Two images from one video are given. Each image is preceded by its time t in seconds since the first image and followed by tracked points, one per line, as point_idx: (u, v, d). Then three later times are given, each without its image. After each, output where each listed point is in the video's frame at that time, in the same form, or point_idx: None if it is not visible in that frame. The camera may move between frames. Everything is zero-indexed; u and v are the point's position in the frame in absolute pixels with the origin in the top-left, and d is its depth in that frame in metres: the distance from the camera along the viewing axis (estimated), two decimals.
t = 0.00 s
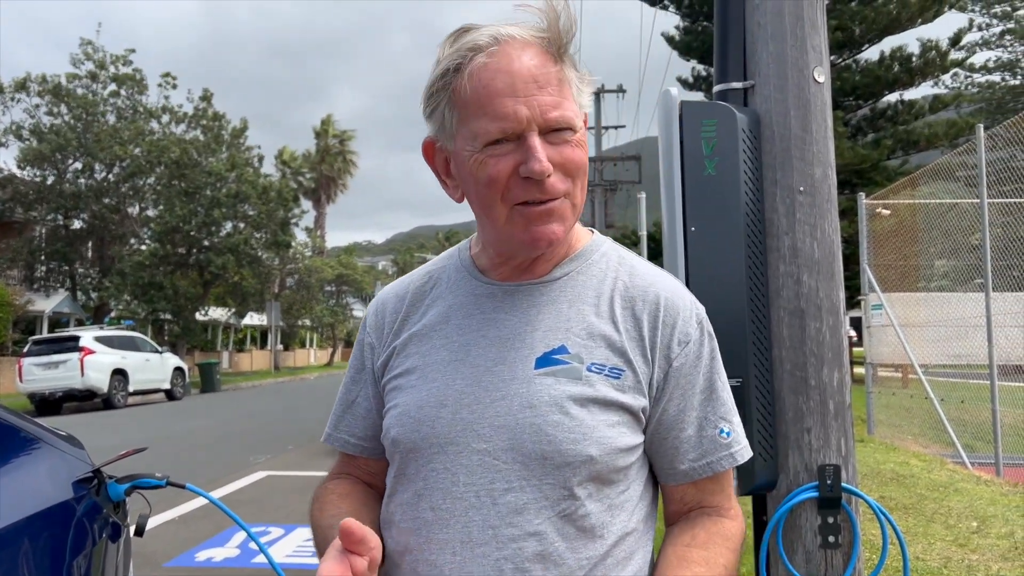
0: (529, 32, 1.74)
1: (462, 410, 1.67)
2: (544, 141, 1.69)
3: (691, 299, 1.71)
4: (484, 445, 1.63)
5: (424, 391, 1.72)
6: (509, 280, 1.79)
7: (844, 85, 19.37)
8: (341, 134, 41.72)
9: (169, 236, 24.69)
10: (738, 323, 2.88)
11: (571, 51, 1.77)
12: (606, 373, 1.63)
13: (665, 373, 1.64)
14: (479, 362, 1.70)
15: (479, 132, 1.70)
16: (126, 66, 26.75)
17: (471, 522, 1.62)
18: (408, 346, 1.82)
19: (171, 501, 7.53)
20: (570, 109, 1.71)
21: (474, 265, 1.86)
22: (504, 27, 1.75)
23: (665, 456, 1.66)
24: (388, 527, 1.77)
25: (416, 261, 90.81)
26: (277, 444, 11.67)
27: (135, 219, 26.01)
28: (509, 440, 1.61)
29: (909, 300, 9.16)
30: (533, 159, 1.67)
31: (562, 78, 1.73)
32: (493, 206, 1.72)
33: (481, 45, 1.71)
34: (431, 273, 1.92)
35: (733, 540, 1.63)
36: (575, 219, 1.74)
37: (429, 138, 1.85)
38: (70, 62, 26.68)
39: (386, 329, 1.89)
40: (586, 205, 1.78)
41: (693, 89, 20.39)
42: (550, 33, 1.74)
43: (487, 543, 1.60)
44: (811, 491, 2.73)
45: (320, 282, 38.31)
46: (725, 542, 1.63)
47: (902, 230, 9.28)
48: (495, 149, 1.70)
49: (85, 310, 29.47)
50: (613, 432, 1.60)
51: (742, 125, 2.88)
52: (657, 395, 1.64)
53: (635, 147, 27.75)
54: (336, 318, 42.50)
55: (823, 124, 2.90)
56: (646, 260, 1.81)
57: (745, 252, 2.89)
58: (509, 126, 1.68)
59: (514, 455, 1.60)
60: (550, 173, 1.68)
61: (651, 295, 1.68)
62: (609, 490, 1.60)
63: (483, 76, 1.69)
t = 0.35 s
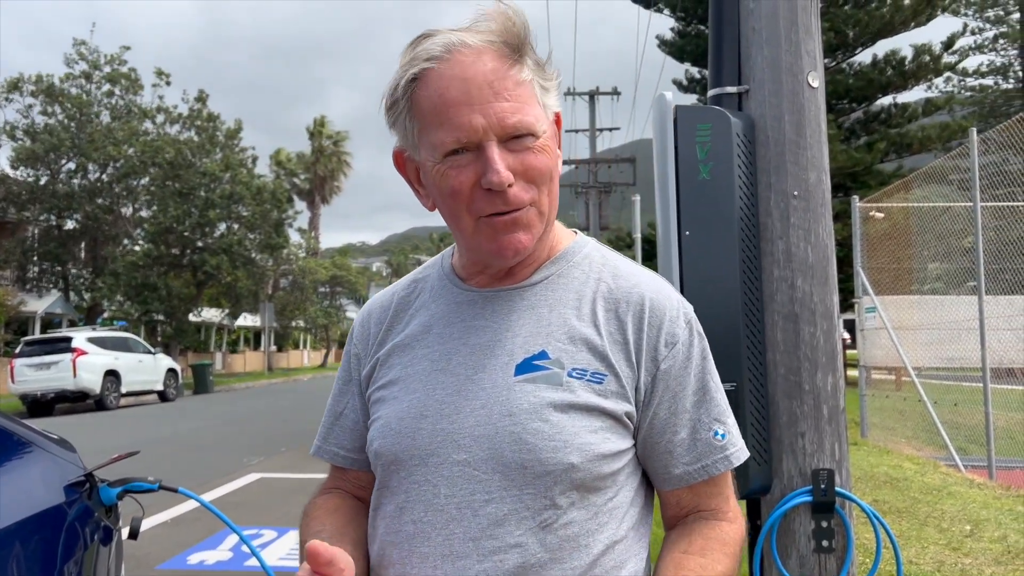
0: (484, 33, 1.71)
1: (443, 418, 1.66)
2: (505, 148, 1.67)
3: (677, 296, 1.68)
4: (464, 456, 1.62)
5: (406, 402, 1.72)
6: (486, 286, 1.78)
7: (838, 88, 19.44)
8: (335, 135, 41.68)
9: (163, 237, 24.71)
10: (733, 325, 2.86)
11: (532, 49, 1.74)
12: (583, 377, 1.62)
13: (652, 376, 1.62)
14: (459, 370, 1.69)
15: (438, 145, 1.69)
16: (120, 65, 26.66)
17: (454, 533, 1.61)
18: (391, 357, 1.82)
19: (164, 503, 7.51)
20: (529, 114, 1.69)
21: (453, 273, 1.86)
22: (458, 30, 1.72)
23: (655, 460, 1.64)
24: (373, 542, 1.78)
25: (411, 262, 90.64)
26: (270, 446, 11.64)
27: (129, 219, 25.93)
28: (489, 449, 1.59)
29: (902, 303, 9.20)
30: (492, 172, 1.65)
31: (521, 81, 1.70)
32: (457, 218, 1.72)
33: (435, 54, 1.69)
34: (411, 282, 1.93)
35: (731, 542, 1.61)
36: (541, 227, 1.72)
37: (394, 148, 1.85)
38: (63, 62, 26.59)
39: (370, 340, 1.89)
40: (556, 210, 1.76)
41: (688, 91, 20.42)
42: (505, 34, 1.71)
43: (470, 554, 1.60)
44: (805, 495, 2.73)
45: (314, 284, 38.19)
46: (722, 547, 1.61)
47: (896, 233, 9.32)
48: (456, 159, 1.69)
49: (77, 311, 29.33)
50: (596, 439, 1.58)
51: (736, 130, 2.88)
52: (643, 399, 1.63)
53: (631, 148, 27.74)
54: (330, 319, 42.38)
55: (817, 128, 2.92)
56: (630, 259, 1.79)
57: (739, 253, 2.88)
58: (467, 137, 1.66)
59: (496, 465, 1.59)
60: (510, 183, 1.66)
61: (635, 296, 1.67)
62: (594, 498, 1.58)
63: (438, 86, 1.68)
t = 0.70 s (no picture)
0: (550, 24, 1.55)
1: (507, 440, 1.58)
2: (564, 158, 1.53)
3: (776, 305, 1.45)
4: (522, 482, 1.53)
5: (475, 419, 1.66)
6: (560, 295, 1.68)
7: (832, 93, 19.53)
8: (331, 137, 41.67)
9: (157, 238, 24.66)
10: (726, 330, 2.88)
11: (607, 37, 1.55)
12: (659, 404, 1.44)
13: (733, 398, 1.41)
14: (528, 384, 1.60)
15: (493, 149, 1.58)
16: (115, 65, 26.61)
17: (511, 565, 1.54)
18: (471, 366, 1.77)
19: (156, 505, 7.48)
20: (596, 116, 1.52)
21: (533, 278, 1.77)
22: (523, 21, 1.57)
23: (749, 499, 1.41)
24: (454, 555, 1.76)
25: (406, 264, 90.63)
26: (264, 448, 11.61)
27: (122, 220, 25.87)
28: (547, 479, 1.49)
29: (896, 308, 9.29)
30: (545, 184, 1.52)
31: (588, 78, 1.52)
32: (518, 228, 1.61)
33: (492, 49, 1.57)
34: (504, 283, 1.86)
35: None
36: (611, 244, 1.57)
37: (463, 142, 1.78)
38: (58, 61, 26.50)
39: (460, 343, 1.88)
40: (633, 217, 1.59)
41: (683, 95, 20.48)
42: (572, 24, 1.53)
43: None
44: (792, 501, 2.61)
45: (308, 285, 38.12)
46: None
47: (890, 237, 9.34)
48: (512, 168, 1.57)
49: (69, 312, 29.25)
50: (659, 474, 1.42)
51: (729, 135, 2.89)
52: (724, 426, 1.42)
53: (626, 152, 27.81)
54: (324, 320, 42.35)
55: (810, 133, 2.96)
56: (727, 262, 1.57)
57: (733, 255, 2.89)
58: (521, 142, 1.53)
59: (547, 495, 1.49)
60: (569, 198, 1.52)
61: (720, 303, 1.47)
62: (660, 540, 1.41)
63: (492, 86, 1.56)
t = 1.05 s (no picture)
0: (577, 18, 1.60)
1: (535, 439, 1.58)
2: (594, 148, 1.54)
3: (814, 310, 1.41)
4: (545, 483, 1.53)
5: (510, 417, 1.68)
6: (595, 296, 1.69)
7: (827, 99, 19.61)
8: (327, 140, 41.65)
9: (150, 239, 24.57)
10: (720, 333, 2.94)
11: (632, 30, 1.59)
12: (683, 410, 1.42)
13: (762, 406, 1.36)
14: (560, 382, 1.62)
15: (524, 145, 1.61)
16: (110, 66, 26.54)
17: (530, 569, 1.54)
18: (511, 368, 1.81)
19: (148, 508, 7.44)
20: (626, 104, 1.54)
21: (572, 281, 1.79)
22: (553, 14, 1.64)
23: (779, 516, 1.35)
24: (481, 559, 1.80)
25: (401, 268, 90.47)
26: (258, 451, 11.57)
27: (116, 222, 25.79)
28: (569, 481, 1.49)
29: (890, 313, 9.37)
30: (577, 174, 1.52)
31: (618, 64, 1.56)
32: (552, 224, 1.62)
33: (520, 48, 1.63)
34: (547, 287, 1.90)
35: None
36: (649, 233, 1.56)
37: (499, 147, 1.83)
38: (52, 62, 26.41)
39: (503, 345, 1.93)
40: (670, 207, 1.58)
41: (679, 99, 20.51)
42: (600, 13, 1.59)
43: None
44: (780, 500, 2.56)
45: (302, 288, 38.03)
46: None
47: (884, 243, 9.38)
48: (542, 161, 1.59)
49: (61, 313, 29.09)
50: (682, 481, 1.38)
51: (726, 139, 2.88)
52: (753, 436, 1.38)
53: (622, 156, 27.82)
54: (318, 323, 42.25)
55: (806, 139, 2.99)
56: (771, 267, 1.52)
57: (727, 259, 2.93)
58: (551, 133, 1.55)
59: (568, 498, 1.48)
60: (601, 186, 1.52)
61: (756, 305, 1.43)
62: (683, 551, 1.38)
63: (522, 81, 1.60)
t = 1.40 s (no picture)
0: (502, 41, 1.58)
1: (529, 444, 1.60)
2: (522, 175, 1.55)
3: (815, 315, 1.35)
4: (540, 489, 1.54)
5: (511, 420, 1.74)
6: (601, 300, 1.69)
7: (821, 104, 19.70)
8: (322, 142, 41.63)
9: (143, 241, 24.47)
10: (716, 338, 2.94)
11: (553, 46, 1.53)
12: (668, 418, 1.40)
13: (750, 417, 1.33)
14: (560, 386, 1.63)
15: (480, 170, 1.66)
16: (103, 67, 26.46)
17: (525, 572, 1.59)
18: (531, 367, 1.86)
19: (140, 511, 7.40)
20: (542, 131, 1.50)
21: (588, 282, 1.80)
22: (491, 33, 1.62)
23: (774, 533, 1.32)
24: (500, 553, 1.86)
25: (394, 271, 90.33)
26: (250, 454, 11.52)
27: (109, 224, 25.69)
28: (557, 489, 1.50)
29: (883, 318, 9.41)
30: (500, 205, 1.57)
31: (533, 87, 1.52)
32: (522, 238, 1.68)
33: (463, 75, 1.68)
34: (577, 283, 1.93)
35: None
36: (589, 254, 1.56)
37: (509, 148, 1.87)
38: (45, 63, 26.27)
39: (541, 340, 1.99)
40: (614, 226, 1.54)
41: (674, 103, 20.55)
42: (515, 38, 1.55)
43: None
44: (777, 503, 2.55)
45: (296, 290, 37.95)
46: None
47: (877, 249, 9.42)
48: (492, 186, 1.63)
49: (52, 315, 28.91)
50: (659, 495, 1.38)
51: (722, 144, 2.89)
52: (742, 449, 1.35)
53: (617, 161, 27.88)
54: (311, 326, 42.15)
55: (802, 144, 3.01)
56: (773, 268, 1.46)
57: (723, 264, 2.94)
58: (481, 161, 1.59)
59: (557, 505, 1.50)
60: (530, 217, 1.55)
61: (744, 311, 1.39)
62: (666, 566, 1.38)
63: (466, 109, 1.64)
